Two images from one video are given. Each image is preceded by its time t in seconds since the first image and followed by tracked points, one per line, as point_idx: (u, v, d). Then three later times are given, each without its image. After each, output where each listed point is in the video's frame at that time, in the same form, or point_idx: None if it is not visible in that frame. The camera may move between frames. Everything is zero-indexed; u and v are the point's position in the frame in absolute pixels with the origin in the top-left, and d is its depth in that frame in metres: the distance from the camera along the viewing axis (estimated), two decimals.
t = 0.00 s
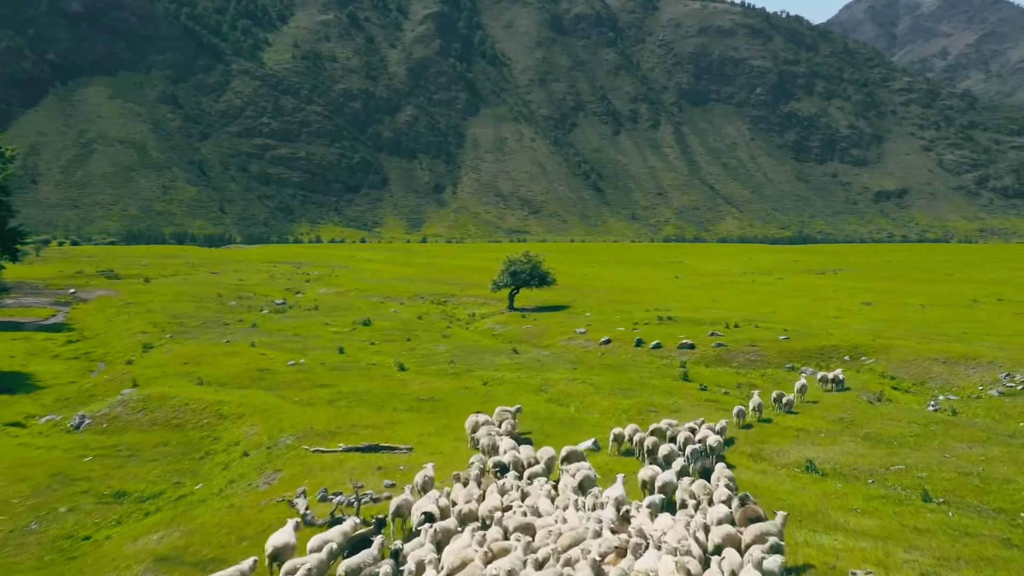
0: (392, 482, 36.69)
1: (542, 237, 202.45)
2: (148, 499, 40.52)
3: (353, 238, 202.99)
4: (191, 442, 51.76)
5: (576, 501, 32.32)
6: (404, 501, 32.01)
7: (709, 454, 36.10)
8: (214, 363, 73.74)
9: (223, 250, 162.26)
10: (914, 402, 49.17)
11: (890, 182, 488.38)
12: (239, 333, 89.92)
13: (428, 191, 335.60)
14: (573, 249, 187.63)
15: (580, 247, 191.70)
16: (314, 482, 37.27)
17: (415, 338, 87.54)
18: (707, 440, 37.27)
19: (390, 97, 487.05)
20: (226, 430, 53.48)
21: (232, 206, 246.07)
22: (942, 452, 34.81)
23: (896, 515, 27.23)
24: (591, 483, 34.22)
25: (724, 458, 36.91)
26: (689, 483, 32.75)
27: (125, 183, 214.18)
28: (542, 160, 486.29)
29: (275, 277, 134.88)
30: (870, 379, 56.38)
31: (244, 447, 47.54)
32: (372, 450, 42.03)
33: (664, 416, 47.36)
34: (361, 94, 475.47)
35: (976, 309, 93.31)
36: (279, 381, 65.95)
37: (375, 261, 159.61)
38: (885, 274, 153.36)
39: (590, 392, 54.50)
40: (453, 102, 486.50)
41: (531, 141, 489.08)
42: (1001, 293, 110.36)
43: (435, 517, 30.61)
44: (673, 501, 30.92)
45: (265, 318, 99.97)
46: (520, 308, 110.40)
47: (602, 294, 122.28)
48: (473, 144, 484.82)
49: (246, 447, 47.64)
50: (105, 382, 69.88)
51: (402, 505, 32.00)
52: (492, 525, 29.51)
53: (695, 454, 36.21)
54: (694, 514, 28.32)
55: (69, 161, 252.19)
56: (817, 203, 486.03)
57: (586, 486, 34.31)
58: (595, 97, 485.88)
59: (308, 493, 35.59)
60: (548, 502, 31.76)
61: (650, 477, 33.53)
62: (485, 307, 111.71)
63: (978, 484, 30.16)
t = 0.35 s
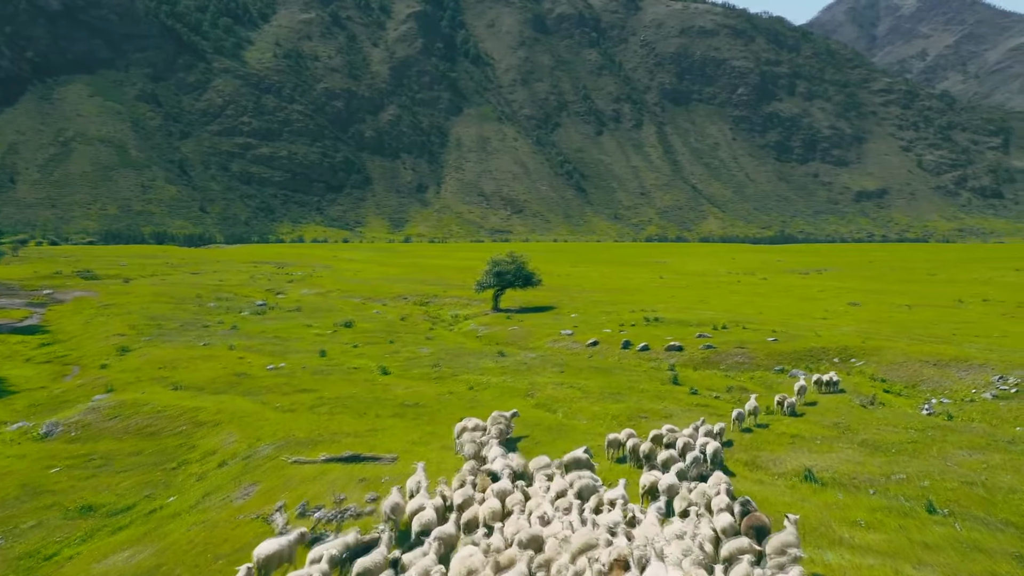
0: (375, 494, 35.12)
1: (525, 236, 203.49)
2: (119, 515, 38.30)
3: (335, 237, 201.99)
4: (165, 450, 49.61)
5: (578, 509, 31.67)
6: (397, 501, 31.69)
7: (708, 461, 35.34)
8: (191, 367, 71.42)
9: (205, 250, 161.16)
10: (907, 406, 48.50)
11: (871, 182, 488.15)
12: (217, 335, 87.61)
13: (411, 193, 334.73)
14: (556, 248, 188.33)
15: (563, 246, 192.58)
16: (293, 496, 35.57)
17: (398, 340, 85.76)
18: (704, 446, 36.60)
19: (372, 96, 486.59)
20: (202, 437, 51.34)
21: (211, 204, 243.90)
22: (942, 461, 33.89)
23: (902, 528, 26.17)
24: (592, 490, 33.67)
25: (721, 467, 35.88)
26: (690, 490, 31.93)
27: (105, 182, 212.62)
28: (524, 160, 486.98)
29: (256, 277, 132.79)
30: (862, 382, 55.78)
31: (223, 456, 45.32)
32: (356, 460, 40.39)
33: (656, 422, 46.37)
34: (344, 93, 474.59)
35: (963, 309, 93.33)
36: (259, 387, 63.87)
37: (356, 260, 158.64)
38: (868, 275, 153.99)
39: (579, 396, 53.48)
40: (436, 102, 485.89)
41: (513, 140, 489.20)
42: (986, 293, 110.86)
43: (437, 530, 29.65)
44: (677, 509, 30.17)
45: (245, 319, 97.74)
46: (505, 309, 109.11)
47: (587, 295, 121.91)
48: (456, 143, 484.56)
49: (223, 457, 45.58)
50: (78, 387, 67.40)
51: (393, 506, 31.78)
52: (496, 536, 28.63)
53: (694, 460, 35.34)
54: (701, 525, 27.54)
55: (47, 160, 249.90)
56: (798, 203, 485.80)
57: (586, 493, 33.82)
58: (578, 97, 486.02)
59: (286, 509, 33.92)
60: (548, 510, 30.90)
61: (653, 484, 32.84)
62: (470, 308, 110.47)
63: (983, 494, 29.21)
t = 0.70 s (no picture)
0: (357, 510, 33.65)
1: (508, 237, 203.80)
2: (86, 529, 36.22)
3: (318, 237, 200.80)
4: (139, 459, 47.36)
5: (580, 517, 30.99)
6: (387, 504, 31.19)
7: (706, 468, 34.78)
8: (169, 372, 69.27)
9: (186, 250, 159.64)
10: (902, 410, 47.75)
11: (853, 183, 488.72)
12: (196, 337, 85.34)
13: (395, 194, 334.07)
14: (540, 248, 188.46)
15: (547, 247, 192.84)
16: (269, 511, 34.05)
17: (382, 342, 84.13)
18: (698, 450, 36.19)
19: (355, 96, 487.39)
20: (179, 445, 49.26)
21: (193, 206, 241.89)
22: (943, 469, 32.99)
23: (907, 543, 25.18)
24: (595, 498, 33.01)
25: (718, 475, 34.78)
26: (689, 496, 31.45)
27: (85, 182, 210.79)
28: (508, 160, 487.61)
29: (238, 277, 130.84)
30: (854, 385, 55.12)
31: (196, 466, 43.80)
32: (338, 472, 38.76)
33: (647, 428, 45.36)
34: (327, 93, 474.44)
35: (950, 310, 93.30)
36: (237, 391, 61.80)
37: (338, 261, 157.44)
38: (852, 275, 154.44)
39: (568, 402, 52.33)
40: (420, 102, 485.75)
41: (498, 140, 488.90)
42: (971, 294, 111.30)
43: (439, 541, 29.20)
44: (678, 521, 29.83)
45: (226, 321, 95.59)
46: (490, 309, 107.92)
47: (573, 296, 121.35)
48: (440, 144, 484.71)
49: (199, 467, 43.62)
50: (50, 392, 64.95)
51: (378, 507, 31.30)
52: (498, 550, 28.11)
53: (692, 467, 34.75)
54: (707, 538, 27.21)
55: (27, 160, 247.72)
56: (782, 204, 485.45)
57: (590, 502, 33.19)
58: (562, 97, 486.66)
59: (262, 525, 32.34)
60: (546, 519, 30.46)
61: (654, 491, 32.13)
62: (455, 309, 109.26)
63: (988, 506, 28.33)
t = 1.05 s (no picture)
0: (338, 528, 31.99)
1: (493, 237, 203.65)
2: (50, 549, 34.29)
3: (302, 237, 199.46)
4: (110, 471, 45.30)
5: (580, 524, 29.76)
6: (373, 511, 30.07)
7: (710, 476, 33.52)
8: (145, 377, 67.04)
9: (168, 250, 158.01)
10: (898, 415, 46.81)
11: (837, 183, 489.54)
12: (175, 340, 83.27)
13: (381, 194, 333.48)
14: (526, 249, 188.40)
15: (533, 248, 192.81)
16: (244, 530, 32.48)
17: (367, 344, 82.48)
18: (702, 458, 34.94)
19: (340, 95, 487.43)
20: (151, 455, 47.25)
21: (177, 204, 240.18)
22: (947, 478, 32.10)
23: (920, 562, 24.11)
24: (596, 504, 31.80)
25: (720, 484, 33.47)
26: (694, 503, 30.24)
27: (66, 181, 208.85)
28: (493, 160, 488.08)
29: (221, 278, 129.04)
30: (848, 389, 54.21)
31: (170, 479, 41.91)
32: (317, 485, 37.17)
33: (639, 434, 44.23)
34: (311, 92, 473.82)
35: (940, 310, 92.81)
36: (215, 399, 59.68)
37: (323, 260, 156.16)
38: (838, 275, 154.70)
39: (559, 408, 50.98)
40: (405, 101, 485.91)
41: (483, 140, 488.30)
42: (959, 295, 111.04)
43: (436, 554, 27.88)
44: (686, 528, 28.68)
45: (206, 323, 93.54)
46: (477, 310, 106.75)
47: (560, 296, 120.55)
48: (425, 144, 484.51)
49: (172, 480, 41.71)
50: (20, 398, 62.65)
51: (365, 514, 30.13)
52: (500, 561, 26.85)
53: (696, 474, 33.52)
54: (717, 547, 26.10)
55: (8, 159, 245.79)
56: (767, 203, 483.07)
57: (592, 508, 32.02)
58: (547, 97, 487.35)
59: (236, 546, 30.78)
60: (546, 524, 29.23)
61: (659, 497, 31.04)
62: (441, 310, 107.94)
63: (1001, 519, 27.40)
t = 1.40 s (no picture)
0: (319, 545, 30.55)
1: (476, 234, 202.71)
2: None
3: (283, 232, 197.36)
4: (79, 482, 43.11)
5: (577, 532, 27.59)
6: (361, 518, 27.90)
7: (714, 484, 31.47)
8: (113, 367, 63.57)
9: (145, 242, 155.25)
10: (893, 418, 45.87)
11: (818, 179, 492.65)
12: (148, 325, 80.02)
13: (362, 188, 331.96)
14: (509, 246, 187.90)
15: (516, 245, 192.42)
16: (219, 550, 32.06)
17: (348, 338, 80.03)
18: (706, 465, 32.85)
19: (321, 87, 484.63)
20: (122, 464, 44.97)
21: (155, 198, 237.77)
22: (951, 488, 32.46)
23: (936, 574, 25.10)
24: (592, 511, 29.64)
25: (722, 492, 31.64)
26: (699, 513, 28.13)
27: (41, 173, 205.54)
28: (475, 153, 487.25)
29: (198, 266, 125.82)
30: (841, 392, 53.35)
31: (141, 493, 40.13)
32: (297, 500, 35.80)
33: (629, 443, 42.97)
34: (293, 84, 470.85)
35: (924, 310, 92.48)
36: (189, 400, 57.08)
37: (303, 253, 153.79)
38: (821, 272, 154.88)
39: (547, 413, 49.48)
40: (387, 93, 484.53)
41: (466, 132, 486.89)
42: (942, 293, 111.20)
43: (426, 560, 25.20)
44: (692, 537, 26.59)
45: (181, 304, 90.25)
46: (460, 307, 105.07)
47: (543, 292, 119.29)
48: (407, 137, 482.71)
49: (146, 494, 40.08)
50: None
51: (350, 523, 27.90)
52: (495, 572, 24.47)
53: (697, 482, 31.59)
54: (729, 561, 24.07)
55: None
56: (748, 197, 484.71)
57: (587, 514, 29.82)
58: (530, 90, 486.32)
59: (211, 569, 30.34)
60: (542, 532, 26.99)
61: (661, 502, 29.19)
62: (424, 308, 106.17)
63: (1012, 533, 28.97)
